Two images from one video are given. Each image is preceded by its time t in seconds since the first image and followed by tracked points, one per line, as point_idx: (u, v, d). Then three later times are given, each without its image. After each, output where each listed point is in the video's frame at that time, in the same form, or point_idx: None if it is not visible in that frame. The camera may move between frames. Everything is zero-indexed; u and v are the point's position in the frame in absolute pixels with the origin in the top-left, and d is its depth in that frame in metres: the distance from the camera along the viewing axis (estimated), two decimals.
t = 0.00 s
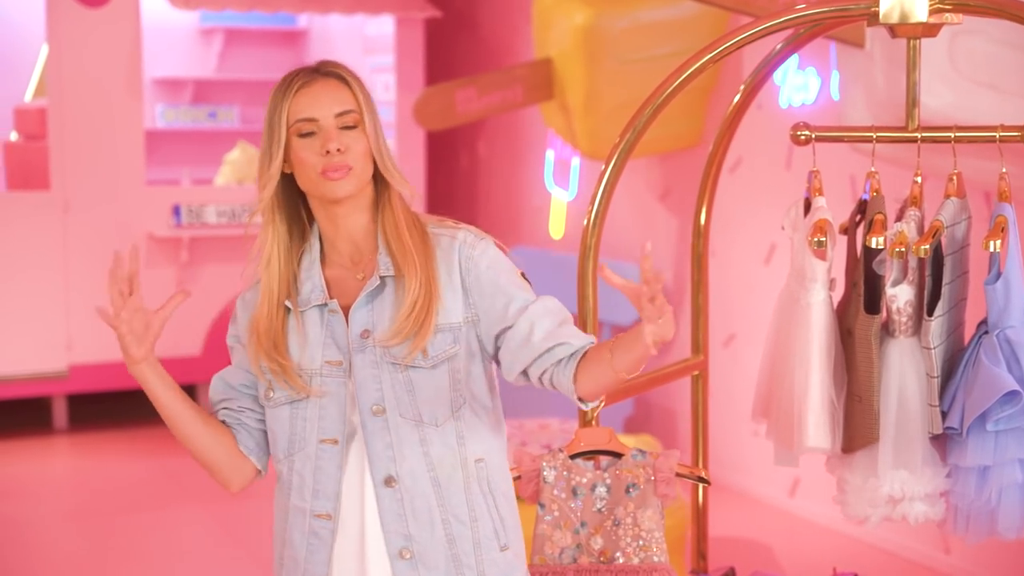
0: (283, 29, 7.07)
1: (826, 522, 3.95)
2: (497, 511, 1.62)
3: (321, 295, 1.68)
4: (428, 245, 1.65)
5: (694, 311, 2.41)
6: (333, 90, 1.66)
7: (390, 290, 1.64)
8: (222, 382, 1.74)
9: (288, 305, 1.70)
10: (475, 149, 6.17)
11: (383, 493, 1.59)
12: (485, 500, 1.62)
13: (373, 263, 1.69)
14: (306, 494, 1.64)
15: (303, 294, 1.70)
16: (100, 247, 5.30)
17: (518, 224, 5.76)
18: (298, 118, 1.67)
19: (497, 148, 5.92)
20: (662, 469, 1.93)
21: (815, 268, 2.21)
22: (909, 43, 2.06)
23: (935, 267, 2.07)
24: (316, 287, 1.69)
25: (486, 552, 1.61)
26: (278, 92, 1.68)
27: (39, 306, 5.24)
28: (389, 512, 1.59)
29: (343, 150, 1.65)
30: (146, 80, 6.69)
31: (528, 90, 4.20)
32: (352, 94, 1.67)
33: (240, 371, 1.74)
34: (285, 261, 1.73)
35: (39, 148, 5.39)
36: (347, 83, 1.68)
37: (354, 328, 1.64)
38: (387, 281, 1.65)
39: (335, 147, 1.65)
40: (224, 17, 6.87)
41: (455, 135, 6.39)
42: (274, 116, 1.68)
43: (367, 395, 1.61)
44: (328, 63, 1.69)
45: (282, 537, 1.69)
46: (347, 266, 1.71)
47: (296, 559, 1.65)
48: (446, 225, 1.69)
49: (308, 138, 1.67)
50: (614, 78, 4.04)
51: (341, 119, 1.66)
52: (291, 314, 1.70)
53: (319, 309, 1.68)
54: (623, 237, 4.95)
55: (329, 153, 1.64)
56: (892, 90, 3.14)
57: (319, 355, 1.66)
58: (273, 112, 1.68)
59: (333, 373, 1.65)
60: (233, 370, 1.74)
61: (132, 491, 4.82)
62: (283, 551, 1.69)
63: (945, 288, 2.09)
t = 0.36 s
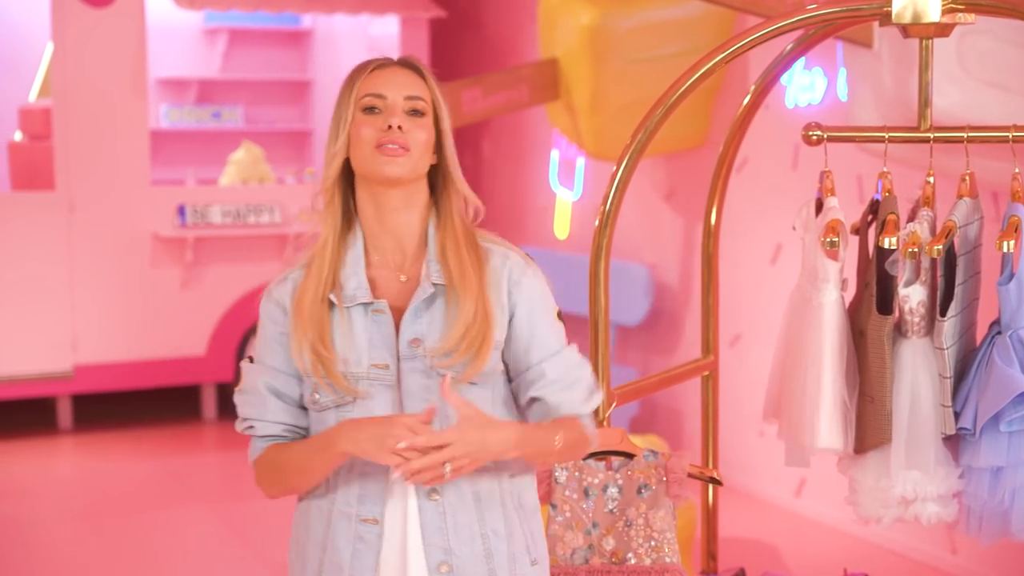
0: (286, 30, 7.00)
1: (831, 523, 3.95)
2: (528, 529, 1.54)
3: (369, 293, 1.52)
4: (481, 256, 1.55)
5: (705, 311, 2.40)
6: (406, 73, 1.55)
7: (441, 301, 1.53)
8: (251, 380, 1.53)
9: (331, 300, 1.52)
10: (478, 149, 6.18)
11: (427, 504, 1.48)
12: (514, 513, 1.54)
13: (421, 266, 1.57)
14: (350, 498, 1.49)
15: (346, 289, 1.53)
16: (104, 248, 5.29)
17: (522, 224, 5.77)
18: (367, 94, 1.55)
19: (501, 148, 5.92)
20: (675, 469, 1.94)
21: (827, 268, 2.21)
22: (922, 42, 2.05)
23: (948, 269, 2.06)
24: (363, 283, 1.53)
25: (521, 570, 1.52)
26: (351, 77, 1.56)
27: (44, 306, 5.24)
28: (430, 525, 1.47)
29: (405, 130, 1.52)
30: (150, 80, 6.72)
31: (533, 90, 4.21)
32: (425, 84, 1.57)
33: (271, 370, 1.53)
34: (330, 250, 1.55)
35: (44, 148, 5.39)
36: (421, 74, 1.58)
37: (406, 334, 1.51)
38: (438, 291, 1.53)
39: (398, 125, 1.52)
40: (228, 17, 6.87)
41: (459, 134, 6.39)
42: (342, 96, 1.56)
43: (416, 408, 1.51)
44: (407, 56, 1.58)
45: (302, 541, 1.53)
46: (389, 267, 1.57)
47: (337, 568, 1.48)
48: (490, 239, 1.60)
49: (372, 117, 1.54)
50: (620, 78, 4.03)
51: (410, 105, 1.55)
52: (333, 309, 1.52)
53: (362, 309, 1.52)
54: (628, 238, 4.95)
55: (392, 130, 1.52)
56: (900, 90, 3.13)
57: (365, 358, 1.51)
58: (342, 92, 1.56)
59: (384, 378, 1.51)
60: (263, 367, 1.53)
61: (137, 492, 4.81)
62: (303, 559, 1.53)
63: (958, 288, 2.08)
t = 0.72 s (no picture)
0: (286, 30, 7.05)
1: (831, 522, 3.95)
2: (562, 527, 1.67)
3: (418, 292, 1.61)
4: (525, 262, 1.66)
5: (707, 311, 2.40)
6: (438, 68, 1.64)
7: (490, 305, 1.63)
8: (303, 376, 1.59)
9: (382, 299, 1.60)
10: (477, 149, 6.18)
11: (477, 508, 1.59)
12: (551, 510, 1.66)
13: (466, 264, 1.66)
14: (405, 496, 1.58)
15: (396, 288, 1.61)
16: (104, 248, 5.29)
17: (521, 224, 5.76)
18: (400, 94, 1.63)
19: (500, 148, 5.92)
20: (680, 469, 1.94)
21: (831, 268, 2.21)
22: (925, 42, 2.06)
23: (952, 268, 2.06)
24: (412, 283, 1.62)
25: (562, 564, 1.64)
26: (385, 74, 1.64)
27: (44, 306, 5.24)
28: (480, 527, 1.58)
29: (439, 126, 1.61)
30: (149, 80, 6.70)
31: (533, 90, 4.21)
32: (457, 76, 1.65)
33: (318, 366, 1.60)
34: (380, 249, 1.63)
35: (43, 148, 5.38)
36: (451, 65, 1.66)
37: (457, 336, 1.60)
38: (485, 296, 1.63)
39: (430, 121, 1.61)
40: (227, 17, 6.85)
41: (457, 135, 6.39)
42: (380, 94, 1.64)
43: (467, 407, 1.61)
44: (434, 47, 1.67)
45: (353, 538, 1.61)
46: (434, 266, 1.66)
47: (391, 564, 1.56)
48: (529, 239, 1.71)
49: (406, 116, 1.63)
50: (620, 78, 4.03)
51: (442, 99, 1.63)
52: (383, 308, 1.60)
53: (412, 307, 1.61)
54: (628, 237, 4.95)
55: (424, 128, 1.61)
56: (901, 90, 3.13)
57: (419, 357, 1.59)
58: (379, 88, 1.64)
59: (437, 377, 1.60)
60: (313, 365, 1.59)
61: (137, 492, 4.81)
62: (353, 553, 1.60)
63: (963, 288, 2.08)
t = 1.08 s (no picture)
0: (288, 28, 7.03)
1: (833, 522, 3.94)
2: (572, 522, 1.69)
3: (444, 282, 1.62)
4: (550, 252, 1.68)
5: (712, 310, 2.40)
6: (434, 64, 1.64)
7: (515, 297, 1.65)
8: (326, 367, 1.59)
9: (408, 289, 1.61)
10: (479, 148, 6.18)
11: (496, 501, 1.60)
12: (563, 504, 1.68)
13: (490, 255, 1.67)
14: (429, 487, 1.60)
15: (421, 279, 1.62)
16: (106, 247, 5.29)
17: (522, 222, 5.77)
18: (402, 95, 1.63)
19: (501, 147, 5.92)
20: (685, 468, 1.92)
21: (837, 266, 2.20)
22: (931, 40, 2.05)
23: (958, 267, 2.06)
24: (438, 273, 1.62)
25: (569, 559, 1.66)
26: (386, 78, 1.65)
27: (46, 306, 5.23)
28: (498, 520, 1.60)
29: (445, 121, 1.61)
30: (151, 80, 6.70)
31: (535, 89, 4.20)
32: (453, 67, 1.65)
33: (342, 356, 1.60)
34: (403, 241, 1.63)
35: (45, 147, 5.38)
36: (444, 56, 1.66)
37: (483, 328, 1.61)
38: (511, 288, 1.64)
39: (435, 116, 1.61)
40: (229, 16, 6.85)
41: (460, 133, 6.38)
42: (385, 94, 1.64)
43: (491, 399, 1.62)
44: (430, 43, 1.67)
45: (372, 528, 1.62)
46: (459, 256, 1.67)
47: (414, 555, 1.58)
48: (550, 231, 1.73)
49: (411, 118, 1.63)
50: (623, 76, 4.03)
51: (444, 92, 1.64)
52: (409, 298, 1.61)
53: (438, 297, 1.62)
54: (630, 237, 4.94)
55: (431, 124, 1.61)
56: (905, 88, 3.12)
57: (445, 349, 1.60)
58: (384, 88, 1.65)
59: (463, 368, 1.61)
60: (337, 355, 1.60)
61: (140, 491, 4.80)
62: (372, 544, 1.62)
63: (969, 287, 2.08)
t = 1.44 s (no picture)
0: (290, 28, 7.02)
1: (838, 522, 3.94)
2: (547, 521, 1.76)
3: (426, 291, 1.67)
4: (530, 262, 1.73)
5: (719, 310, 2.39)
6: (441, 83, 1.67)
7: (495, 306, 1.70)
8: (308, 372, 1.65)
9: (389, 297, 1.66)
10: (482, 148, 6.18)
11: (474, 505, 1.66)
12: (538, 508, 1.74)
13: (471, 265, 1.73)
14: (406, 491, 1.65)
15: (403, 287, 1.67)
16: (109, 247, 5.28)
17: (526, 223, 5.77)
18: (401, 114, 1.66)
19: (505, 147, 5.92)
20: (693, 469, 1.92)
21: (846, 267, 2.18)
22: (940, 41, 2.05)
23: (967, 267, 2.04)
24: (419, 282, 1.67)
25: (543, 559, 1.73)
26: (388, 87, 1.67)
27: (50, 305, 5.23)
28: (475, 524, 1.66)
29: (445, 149, 1.65)
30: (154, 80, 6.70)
31: (539, 89, 4.19)
32: (457, 88, 1.68)
33: (323, 362, 1.66)
34: (387, 247, 1.68)
35: (49, 147, 5.38)
36: (450, 74, 1.69)
37: (463, 336, 1.67)
38: (491, 297, 1.70)
39: (437, 146, 1.65)
40: (232, 16, 6.86)
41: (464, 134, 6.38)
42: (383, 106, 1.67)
43: (468, 406, 1.68)
44: (435, 55, 1.69)
45: (349, 528, 1.68)
46: (440, 263, 1.73)
47: (388, 557, 1.64)
48: (530, 235, 1.79)
49: (408, 133, 1.67)
50: (626, 77, 4.02)
51: (446, 115, 1.67)
52: (391, 306, 1.66)
53: (419, 305, 1.67)
54: (636, 238, 4.93)
55: (432, 152, 1.64)
56: (910, 88, 3.12)
57: (425, 357, 1.66)
58: (383, 99, 1.67)
59: (443, 376, 1.66)
60: (318, 360, 1.65)
61: (143, 491, 4.80)
62: (348, 543, 1.67)
63: (977, 287, 2.06)
